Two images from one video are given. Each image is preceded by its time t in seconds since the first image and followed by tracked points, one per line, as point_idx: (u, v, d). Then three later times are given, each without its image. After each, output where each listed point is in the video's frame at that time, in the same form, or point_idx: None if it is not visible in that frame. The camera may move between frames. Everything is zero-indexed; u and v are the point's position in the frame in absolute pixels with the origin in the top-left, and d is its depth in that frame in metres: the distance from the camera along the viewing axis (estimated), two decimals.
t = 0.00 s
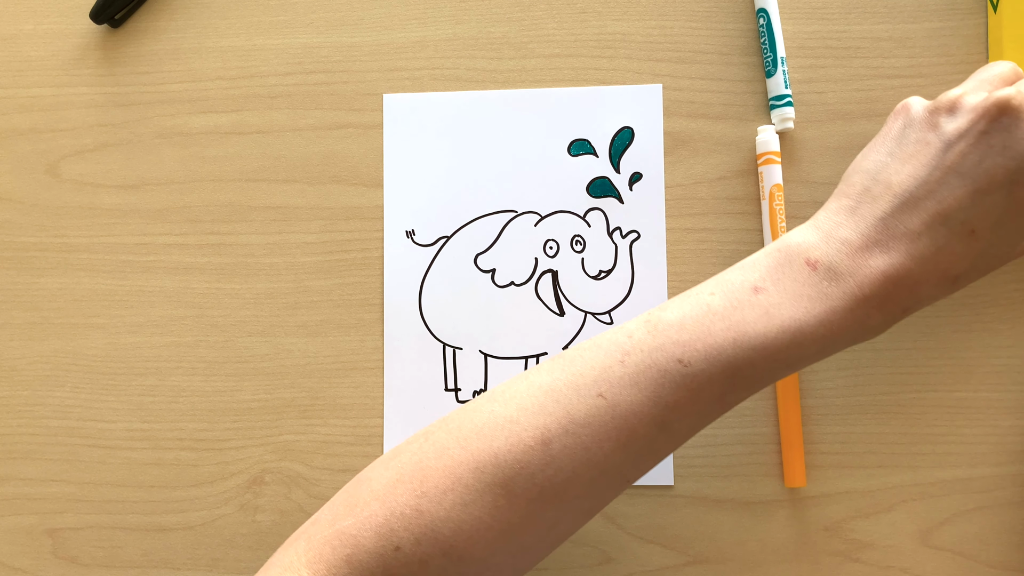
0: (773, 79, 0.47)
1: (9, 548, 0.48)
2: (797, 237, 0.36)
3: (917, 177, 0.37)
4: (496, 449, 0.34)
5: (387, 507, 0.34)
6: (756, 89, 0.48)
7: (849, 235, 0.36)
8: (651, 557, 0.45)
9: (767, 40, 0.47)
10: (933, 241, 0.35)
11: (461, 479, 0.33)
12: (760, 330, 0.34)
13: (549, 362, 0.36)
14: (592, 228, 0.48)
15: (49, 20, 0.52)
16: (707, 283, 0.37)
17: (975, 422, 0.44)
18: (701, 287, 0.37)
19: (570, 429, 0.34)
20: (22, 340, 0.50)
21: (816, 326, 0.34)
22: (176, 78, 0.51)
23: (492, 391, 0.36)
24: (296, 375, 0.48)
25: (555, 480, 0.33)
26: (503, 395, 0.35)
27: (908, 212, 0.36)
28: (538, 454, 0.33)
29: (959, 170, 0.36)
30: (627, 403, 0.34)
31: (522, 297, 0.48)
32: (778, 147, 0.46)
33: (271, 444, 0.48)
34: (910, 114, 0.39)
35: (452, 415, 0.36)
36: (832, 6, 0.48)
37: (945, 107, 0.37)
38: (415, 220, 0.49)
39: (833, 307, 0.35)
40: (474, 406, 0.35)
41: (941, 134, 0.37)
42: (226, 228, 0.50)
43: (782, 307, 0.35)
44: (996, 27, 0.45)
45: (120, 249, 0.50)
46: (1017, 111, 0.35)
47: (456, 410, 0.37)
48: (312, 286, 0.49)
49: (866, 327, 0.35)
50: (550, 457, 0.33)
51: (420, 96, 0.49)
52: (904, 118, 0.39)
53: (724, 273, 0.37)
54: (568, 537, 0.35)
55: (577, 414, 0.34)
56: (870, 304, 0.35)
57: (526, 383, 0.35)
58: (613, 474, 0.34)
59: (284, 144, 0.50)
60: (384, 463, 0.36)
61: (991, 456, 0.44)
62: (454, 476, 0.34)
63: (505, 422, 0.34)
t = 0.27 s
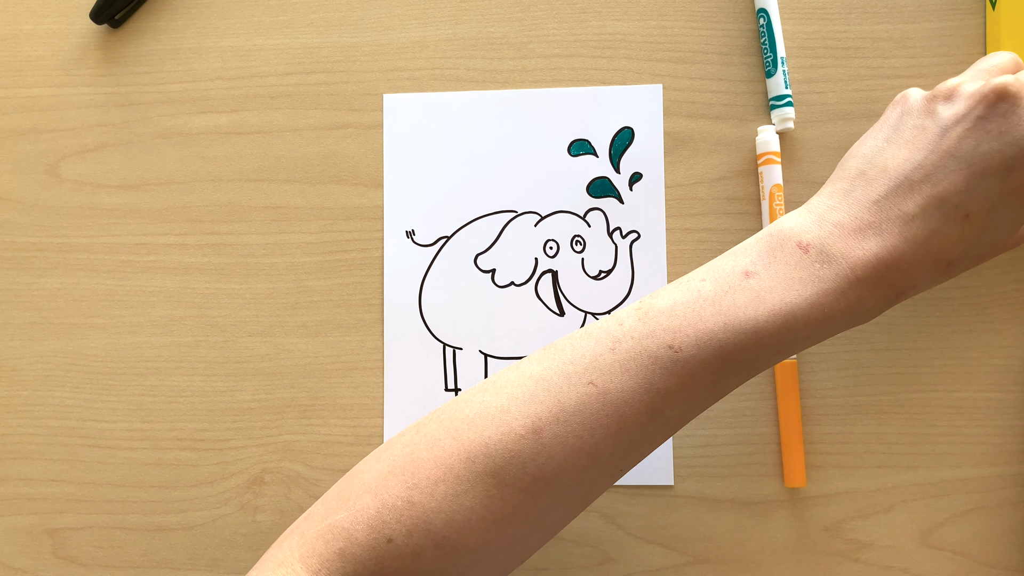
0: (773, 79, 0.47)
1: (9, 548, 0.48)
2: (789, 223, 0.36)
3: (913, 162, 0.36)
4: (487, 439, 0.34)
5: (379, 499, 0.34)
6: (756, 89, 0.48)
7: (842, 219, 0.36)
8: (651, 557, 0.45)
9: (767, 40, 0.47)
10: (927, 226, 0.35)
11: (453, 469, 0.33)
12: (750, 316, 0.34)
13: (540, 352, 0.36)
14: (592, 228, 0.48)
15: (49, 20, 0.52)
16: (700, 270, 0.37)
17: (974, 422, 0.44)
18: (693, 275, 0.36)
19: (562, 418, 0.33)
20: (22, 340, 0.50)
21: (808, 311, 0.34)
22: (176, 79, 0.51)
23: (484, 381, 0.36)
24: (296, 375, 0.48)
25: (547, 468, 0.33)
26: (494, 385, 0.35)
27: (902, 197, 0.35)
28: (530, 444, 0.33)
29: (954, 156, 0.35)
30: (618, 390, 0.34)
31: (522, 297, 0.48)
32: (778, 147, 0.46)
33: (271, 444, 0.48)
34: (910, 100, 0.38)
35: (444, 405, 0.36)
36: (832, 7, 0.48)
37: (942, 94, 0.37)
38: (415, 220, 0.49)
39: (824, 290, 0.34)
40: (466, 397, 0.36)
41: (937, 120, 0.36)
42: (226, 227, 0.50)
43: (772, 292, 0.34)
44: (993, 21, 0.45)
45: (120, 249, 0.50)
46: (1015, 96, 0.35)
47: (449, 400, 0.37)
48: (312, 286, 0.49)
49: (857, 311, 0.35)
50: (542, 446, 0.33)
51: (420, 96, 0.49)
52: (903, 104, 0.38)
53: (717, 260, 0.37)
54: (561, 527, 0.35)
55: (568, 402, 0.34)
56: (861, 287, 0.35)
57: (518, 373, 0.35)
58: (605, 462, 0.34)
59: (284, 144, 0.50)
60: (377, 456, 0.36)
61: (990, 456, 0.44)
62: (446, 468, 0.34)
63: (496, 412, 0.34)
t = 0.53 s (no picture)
0: (773, 79, 0.47)
1: (9, 548, 0.48)
2: (790, 211, 0.36)
3: (912, 147, 0.36)
4: (492, 428, 0.33)
5: (386, 491, 0.34)
6: (756, 89, 0.48)
7: (843, 204, 0.35)
8: (651, 557, 0.45)
9: (767, 40, 0.47)
10: (929, 209, 0.34)
11: (458, 459, 0.33)
12: (751, 302, 0.33)
13: (544, 341, 0.36)
14: (592, 228, 0.48)
15: (49, 20, 0.52)
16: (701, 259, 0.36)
17: (974, 422, 0.44)
18: (693, 263, 0.36)
19: (566, 406, 0.33)
20: (22, 340, 0.50)
21: (812, 297, 0.33)
22: (176, 79, 0.51)
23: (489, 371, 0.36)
24: (296, 375, 0.48)
25: (552, 457, 0.33)
26: (499, 375, 0.35)
27: (902, 181, 0.35)
28: (535, 432, 0.33)
29: (953, 139, 0.35)
30: (622, 378, 0.33)
31: (522, 297, 0.48)
32: (778, 147, 0.46)
33: (271, 444, 0.48)
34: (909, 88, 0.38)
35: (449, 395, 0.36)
36: (832, 6, 0.48)
37: (940, 80, 0.37)
38: (415, 220, 0.49)
39: (826, 275, 0.34)
40: (470, 386, 0.35)
41: (936, 105, 0.36)
42: (226, 227, 0.50)
43: (774, 278, 0.34)
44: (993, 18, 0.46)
45: (120, 249, 0.50)
46: (1013, 77, 0.34)
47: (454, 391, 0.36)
48: (312, 286, 0.49)
49: (863, 298, 0.34)
50: (546, 435, 0.33)
51: (420, 96, 0.49)
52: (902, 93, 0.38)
53: (719, 248, 0.36)
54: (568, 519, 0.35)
55: (572, 390, 0.33)
56: (866, 272, 0.34)
57: (522, 362, 0.35)
58: (609, 452, 0.33)
59: (284, 143, 0.50)
60: (382, 448, 0.36)
61: (990, 456, 0.44)
62: (452, 457, 0.33)
63: (501, 402, 0.34)
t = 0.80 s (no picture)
0: (773, 79, 0.47)
1: (9, 548, 0.48)
2: (774, 171, 0.36)
3: (897, 101, 0.37)
4: (479, 394, 0.33)
5: (374, 462, 0.33)
6: (756, 89, 0.48)
7: (829, 160, 0.36)
8: (651, 557, 0.45)
9: (767, 40, 0.47)
10: (913, 162, 0.35)
11: (446, 425, 0.33)
12: (738, 256, 0.34)
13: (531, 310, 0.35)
14: (592, 228, 0.48)
15: (49, 20, 0.52)
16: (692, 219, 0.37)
17: (974, 422, 0.44)
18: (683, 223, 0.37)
19: (553, 369, 0.33)
20: (22, 340, 0.50)
21: (800, 250, 0.34)
22: (176, 79, 0.51)
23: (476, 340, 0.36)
24: (296, 375, 0.48)
25: (540, 419, 0.33)
26: (487, 343, 0.35)
27: (886, 133, 0.36)
28: (522, 396, 0.33)
29: (937, 93, 0.36)
30: (610, 339, 0.33)
31: (522, 297, 0.48)
32: (778, 147, 0.46)
33: (271, 445, 0.48)
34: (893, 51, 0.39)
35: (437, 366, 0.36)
36: (832, 6, 0.48)
37: (923, 39, 0.37)
38: (415, 220, 0.49)
39: (813, 226, 0.34)
40: (459, 356, 0.35)
41: (919, 62, 0.37)
42: (226, 228, 0.50)
43: (762, 232, 0.34)
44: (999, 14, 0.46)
45: (121, 249, 0.50)
46: (996, 29, 0.35)
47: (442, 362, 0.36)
48: (312, 286, 0.49)
49: (850, 252, 0.35)
50: (533, 399, 0.33)
51: (420, 96, 0.49)
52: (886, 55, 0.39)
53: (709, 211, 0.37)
54: (560, 482, 0.34)
55: (558, 354, 0.33)
56: (852, 222, 0.34)
57: (508, 330, 0.35)
58: (599, 413, 0.33)
59: (284, 144, 0.50)
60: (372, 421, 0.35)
61: (990, 457, 0.44)
62: (439, 424, 0.33)
63: (488, 368, 0.33)
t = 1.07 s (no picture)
0: (773, 79, 0.47)
1: (9, 548, 0.48)
2: (762, 149, 0.36)
3: (889, 74, 0.36)
4: (452, 391, 0.32)
5: (348, 465, 0.32)
6: (756, 89, 0.48)
7: (818, 134, 0.35)
8: (651, 557, 0.45)
9: (767, 40, 0.47)
10: (907, 132, 0.34)
11: (420, 425, 0.32)
12: (724, 235, 0.33)
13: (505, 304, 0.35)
14: (592, 228, 0.48)
15: (49, 20, 0.52)
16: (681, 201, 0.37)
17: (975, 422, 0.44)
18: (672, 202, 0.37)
19: (528, 364, 0.32)
20: (22, 340, 0.50)
21: (786, 227, 0.33)
22: (176, 79, 0.51)
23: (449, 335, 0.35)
24: (296, 375, 0.48)
25: (516, 416, 0.32)
26: (460, 338, 0.34)
27: (878, 106, 0.35)
28: (496, 393, 0.32)
29: (931, 61, 0.35)
30: (587, 330, 0.32)
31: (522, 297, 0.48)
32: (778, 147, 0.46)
33: (271, 444, 0.48)
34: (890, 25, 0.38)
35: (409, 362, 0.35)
36: (832, 6, 0.48)
37: (918, 10, 0.37)
38: (415, 220, 0.49)
39: (800, 200, 0.34)
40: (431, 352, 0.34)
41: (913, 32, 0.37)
42: (226, 227, 0.50)
43: (746, 212, 0.33)
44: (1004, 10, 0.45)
45: (120, 249, 0.50)
46: None
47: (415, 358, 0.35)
48: (312, 286, 0.49)
49: (840, 230, 0.34)
50: (509, 396, 0.32)
51: (420, 96, 0.49)
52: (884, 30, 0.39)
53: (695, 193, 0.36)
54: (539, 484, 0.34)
55: (534, 348, 0.32)
56: (840, 195, 0.34)
57: (482, 326, 0.34)
58: (576, 409, 0.33)
59: (284, 144, 0.50)
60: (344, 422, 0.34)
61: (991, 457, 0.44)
62: (413, 424, 0.32)
63: (461, 364, 0.33)
